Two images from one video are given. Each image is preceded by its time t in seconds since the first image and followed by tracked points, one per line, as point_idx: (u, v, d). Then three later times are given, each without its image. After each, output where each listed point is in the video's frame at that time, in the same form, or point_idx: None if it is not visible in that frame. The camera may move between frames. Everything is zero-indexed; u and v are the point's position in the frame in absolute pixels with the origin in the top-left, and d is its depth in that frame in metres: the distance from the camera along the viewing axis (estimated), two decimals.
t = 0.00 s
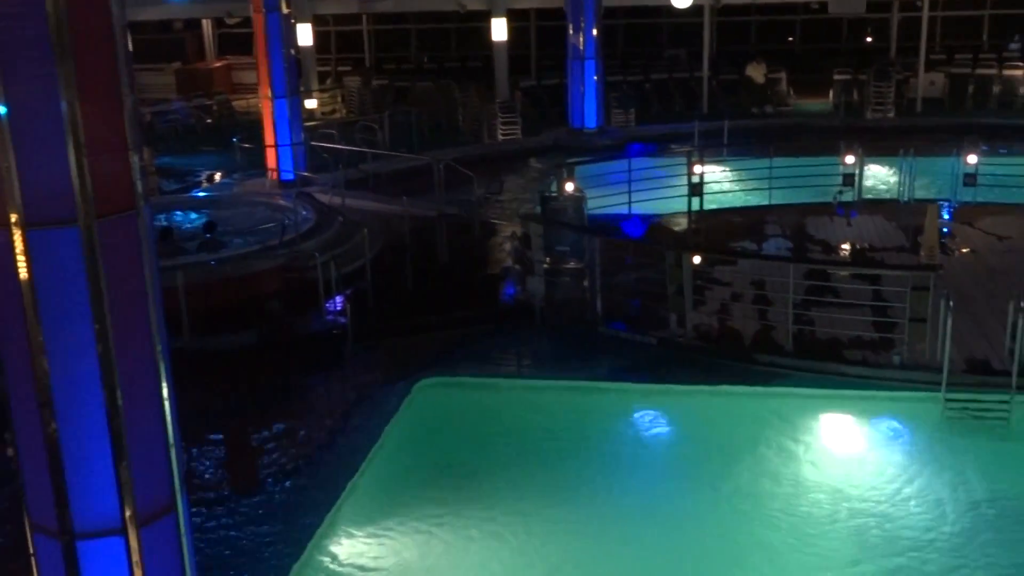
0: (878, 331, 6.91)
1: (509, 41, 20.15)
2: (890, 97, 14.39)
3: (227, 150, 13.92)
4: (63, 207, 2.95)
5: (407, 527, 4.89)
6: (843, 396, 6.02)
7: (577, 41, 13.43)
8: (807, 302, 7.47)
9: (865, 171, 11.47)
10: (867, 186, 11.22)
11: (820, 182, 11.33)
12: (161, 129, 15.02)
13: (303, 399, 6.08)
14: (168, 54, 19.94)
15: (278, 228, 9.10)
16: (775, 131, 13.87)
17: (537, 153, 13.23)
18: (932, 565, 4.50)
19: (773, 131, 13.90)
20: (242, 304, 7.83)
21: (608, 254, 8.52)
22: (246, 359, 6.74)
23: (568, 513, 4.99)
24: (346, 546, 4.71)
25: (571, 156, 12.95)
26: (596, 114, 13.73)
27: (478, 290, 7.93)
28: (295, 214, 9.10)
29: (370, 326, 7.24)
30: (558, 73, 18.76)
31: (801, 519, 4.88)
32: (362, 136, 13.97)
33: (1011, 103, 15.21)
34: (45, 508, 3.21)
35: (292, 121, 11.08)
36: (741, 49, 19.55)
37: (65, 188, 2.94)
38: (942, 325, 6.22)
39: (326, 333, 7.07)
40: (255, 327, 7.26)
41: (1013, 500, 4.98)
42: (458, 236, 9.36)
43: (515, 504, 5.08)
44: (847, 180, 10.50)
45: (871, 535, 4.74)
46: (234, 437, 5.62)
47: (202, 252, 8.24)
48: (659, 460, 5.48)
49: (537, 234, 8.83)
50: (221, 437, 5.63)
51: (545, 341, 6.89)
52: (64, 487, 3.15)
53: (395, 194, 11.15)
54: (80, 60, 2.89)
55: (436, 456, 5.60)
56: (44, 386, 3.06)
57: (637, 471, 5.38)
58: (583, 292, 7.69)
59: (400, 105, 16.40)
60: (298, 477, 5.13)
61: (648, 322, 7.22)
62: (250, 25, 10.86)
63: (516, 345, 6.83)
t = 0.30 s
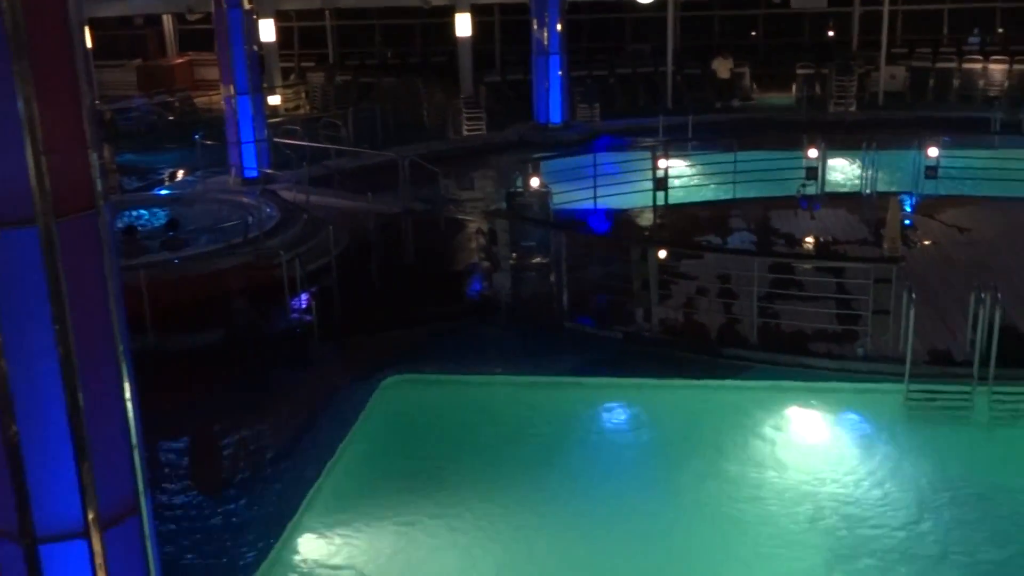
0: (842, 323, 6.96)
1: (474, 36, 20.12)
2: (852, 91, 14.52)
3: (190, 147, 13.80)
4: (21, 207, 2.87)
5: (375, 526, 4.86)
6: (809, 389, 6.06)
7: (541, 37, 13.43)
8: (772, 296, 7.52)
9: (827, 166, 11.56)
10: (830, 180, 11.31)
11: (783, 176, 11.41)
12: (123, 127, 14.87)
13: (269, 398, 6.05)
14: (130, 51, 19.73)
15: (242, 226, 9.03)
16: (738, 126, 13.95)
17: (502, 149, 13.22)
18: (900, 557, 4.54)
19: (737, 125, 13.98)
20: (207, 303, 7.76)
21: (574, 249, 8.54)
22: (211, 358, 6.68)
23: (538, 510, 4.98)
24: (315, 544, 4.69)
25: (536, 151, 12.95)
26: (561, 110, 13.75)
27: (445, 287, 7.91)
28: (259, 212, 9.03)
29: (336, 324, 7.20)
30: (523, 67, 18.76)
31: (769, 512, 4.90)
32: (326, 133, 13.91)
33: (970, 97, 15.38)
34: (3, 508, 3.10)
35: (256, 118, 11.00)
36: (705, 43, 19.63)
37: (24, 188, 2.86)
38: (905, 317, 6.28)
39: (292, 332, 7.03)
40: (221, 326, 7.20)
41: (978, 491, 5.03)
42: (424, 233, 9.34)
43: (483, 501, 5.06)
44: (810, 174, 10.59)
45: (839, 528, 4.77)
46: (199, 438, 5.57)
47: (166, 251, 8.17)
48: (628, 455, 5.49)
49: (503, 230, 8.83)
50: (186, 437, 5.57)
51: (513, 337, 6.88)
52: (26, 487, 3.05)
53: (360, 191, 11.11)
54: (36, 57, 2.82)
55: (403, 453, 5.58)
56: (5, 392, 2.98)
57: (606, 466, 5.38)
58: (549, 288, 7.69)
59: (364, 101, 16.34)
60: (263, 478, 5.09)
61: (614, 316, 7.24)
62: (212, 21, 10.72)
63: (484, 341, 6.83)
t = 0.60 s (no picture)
0: (810, 315, 7.01)
1: (440, 32, 20.07)
2: (817, 84, 14.61)
3: (154, 145, 13.67)
4: None
5: (346, 524, 4.85)
6: (779, 380, 6.10)
7: (508, 31, 13.48)
8: (740, 288, 7.56)
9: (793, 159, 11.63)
10: (796, 173, 11.39)
11: (750, 169, 11.48)
12: (86, 125, 14.71)
13: (236, 397, 6.00)
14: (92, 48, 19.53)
15: (208, 224, 8.95)
16: (705, 119, 14.01)
17: (470, 144, 13.20)
18: (869, 547, 4.58)
19: (703, 118, 14.04)
20: (173, 302, 7.69)
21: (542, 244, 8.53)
22: (178, 357, 6.62)
23: (509, 506, 4.98)
24: (285, 544, 4.67)
25: (504, 146, 12.94)
26: (528, 105, 13.77)
27: (413, 283, 7.89)
28: (225, 210, 8.96)
29: (304, 321, 7.17)
30: (490, 62, 18.74)
31: (739, 504, 4.93)
32: (293, 129, 13.82)
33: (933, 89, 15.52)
34: None
35: (220, 115, 10.93)
36: (671, 38, 19.68)
37: None
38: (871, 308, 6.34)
39: (259, 330, 6.99)
40: (188, 325, 7.14)
41: (947, 480, 5.08)
42: (392, 229, 9.31)
43: (455, 497, 5.05)
44: (776, 167, 10.66)
45: (807, 519, 4.80)
46: (166, 438, 5.52)
47: (131, 249, 8.09)
48: (598, 449, 5.50)
49: (471, 225, 8.81)
50: (154, 438, 5.52)
51: (483, 332, 6.87)
52: None
53: (327, 187, 11.06)
54: None
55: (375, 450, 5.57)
56: None
57: (579, 460, 5.39)
58: (518, 283, 7.69)
59: (330, 97, 16.26)
60: (232, 478, 5.06)
61: (583, 310, 7.25)
62: (176, 18, 10.72)
63: (453, 337, 6.82)
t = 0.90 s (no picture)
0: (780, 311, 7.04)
1: (408, 30, 20.03)
2: (784, 81, 14.69)
3: (120, 145, 13.55)
4: None
5: (317, 526, 4.81)
6: (750, 376, 6.12)
7: (477, 29, 13.54)
8: (709, 284, 7.58)
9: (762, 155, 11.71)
10: (764, 169, 11.46)
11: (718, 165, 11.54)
12: (50, 125, 14.55)
13: (204, 398, 5.95)
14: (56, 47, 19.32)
15: (175, 223, 8.88)
16: (673, 117, 14.05)
17: (439, 142, 13.17)
18: (840, 543, 4.59)
19: (671, 116, 14.08)
20: (141, 302, 7.63)
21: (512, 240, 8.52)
22: (145, 359, 6.56)
23: (483, 504, 4.97)
24: (256, 546, 4.64)
25: (473, 144, 12.92)
26: (498, 102, 13.73)
27: (384, 282, 7.86)
28: (192, 209, 8.89)
29: (274, 321, 7.13)
30: (458, 61, 18.71)
31: (711, 499, 4.95)
32: (261, 129, 13.75)
33: (898, 85, 15.65)
34: None
35: (187, 114, 10.85)
36: (639, 35, 19.73)
37: None
38: (839, 303, 6.37)
39: (228, 330, 6.94)
40: (156, 326, 7.08)
41: (917, 475, 5.11)
42: (361, 228, 9.27)
43: (426, 496, 5.05)
44: (745, 163, 10.72)
45: (777, 513, 4.83)
46: (133, 441, 5.47)
47: (97, 250, 8.01)
48: (571, 447, 5.51)
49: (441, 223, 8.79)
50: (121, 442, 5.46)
51: (454, 331, 6.87)
52: None
53: (296, 186, 11.00)
54: None
55: (345, 451, 5.53)
56: None
57: (551, 458, 5.39)
58: (489, 281, 7.67)
59: (298, 96, 16.18)
60: (200, 481, 5.01)
61: (554, 308, 7.25)
62: (142, 16, 10.65)
63: (424, 335, 6.80)
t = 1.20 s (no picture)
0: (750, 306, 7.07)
1: (377, 28, 19.99)
2: (753, 77, 14.78)
3: (87, 145, 13.43)
4: None
5: (290, 527, 4.79)
6: (720, 371, 6.15)
7: (446, 27, 13.58)
8: (680, 280, 7.61)
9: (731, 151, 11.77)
10: (734, 164, 11.52)
11: (689, 161, 11.58)
12: (16, 126, 14.41)
13: (173, 400, 5.91)
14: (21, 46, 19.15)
15: (143, 224, 8.81)
16: (643, 113, 14.10)
17: (409, 140, 13.14)
18: (812, 535, 4.62)
19: (641, 112, 14.13)
20: (110, 304, 7.56)
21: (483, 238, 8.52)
22: (113, 361, 6.51)
23: (456, 502, 4.97)
24: (227, 548, 4.61)
25: (443, 142, 12.91)
26: (468, 101, 13.75)
27: (355, 281, 7.84)
28: (160, 210, 8.82)
29: (244, 321, 7.09)
30: (428, 58, 18.70)
31: (682, 494, 4.97)
32: (230, 128, 13.67)
33: (865, 80, 15.78)
34: None
35: (154, 114, 10.75)
36: (609, 31, 19.78)
37: None
38: (808, 298, 6.41)
39: (197, 331, 6.89)
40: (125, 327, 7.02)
41: (886, 467, 5.16)
42: (332, 227, 9.24)
43: (398, 495, 5.04)
44: (715, 159, 10.77)
45: (748, 507, 4.85)
46: (102, 444, 5.42)
47: (64, 252, 7.93)
48: (544, 444, 5.51)
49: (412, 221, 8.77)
50: (90, 445, 5.41)
51: (426, 329, 6.86)
52: None
53: (266, 186, 10.94)
54: None
55: (317, 450, 5.51)
56: None
57: (523, 455, 5.40)
58: (460, 279, 7.66)
59: (267, 94, 16.11)
60: (170, 483, 4.98)
61: (525, 305, 7.25)
62: (108, 15, 10.54)
63: (396, 334, 6.79)
